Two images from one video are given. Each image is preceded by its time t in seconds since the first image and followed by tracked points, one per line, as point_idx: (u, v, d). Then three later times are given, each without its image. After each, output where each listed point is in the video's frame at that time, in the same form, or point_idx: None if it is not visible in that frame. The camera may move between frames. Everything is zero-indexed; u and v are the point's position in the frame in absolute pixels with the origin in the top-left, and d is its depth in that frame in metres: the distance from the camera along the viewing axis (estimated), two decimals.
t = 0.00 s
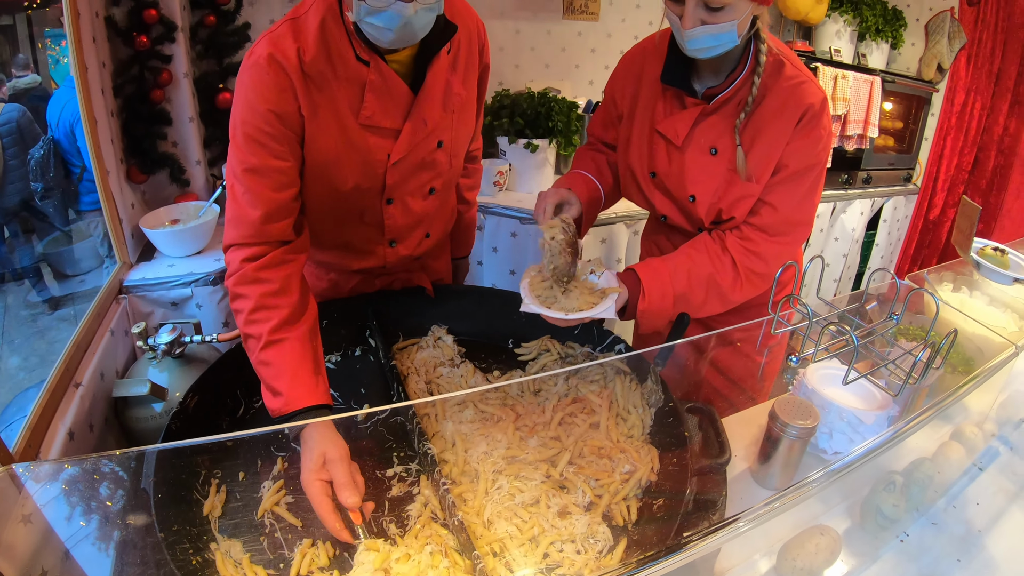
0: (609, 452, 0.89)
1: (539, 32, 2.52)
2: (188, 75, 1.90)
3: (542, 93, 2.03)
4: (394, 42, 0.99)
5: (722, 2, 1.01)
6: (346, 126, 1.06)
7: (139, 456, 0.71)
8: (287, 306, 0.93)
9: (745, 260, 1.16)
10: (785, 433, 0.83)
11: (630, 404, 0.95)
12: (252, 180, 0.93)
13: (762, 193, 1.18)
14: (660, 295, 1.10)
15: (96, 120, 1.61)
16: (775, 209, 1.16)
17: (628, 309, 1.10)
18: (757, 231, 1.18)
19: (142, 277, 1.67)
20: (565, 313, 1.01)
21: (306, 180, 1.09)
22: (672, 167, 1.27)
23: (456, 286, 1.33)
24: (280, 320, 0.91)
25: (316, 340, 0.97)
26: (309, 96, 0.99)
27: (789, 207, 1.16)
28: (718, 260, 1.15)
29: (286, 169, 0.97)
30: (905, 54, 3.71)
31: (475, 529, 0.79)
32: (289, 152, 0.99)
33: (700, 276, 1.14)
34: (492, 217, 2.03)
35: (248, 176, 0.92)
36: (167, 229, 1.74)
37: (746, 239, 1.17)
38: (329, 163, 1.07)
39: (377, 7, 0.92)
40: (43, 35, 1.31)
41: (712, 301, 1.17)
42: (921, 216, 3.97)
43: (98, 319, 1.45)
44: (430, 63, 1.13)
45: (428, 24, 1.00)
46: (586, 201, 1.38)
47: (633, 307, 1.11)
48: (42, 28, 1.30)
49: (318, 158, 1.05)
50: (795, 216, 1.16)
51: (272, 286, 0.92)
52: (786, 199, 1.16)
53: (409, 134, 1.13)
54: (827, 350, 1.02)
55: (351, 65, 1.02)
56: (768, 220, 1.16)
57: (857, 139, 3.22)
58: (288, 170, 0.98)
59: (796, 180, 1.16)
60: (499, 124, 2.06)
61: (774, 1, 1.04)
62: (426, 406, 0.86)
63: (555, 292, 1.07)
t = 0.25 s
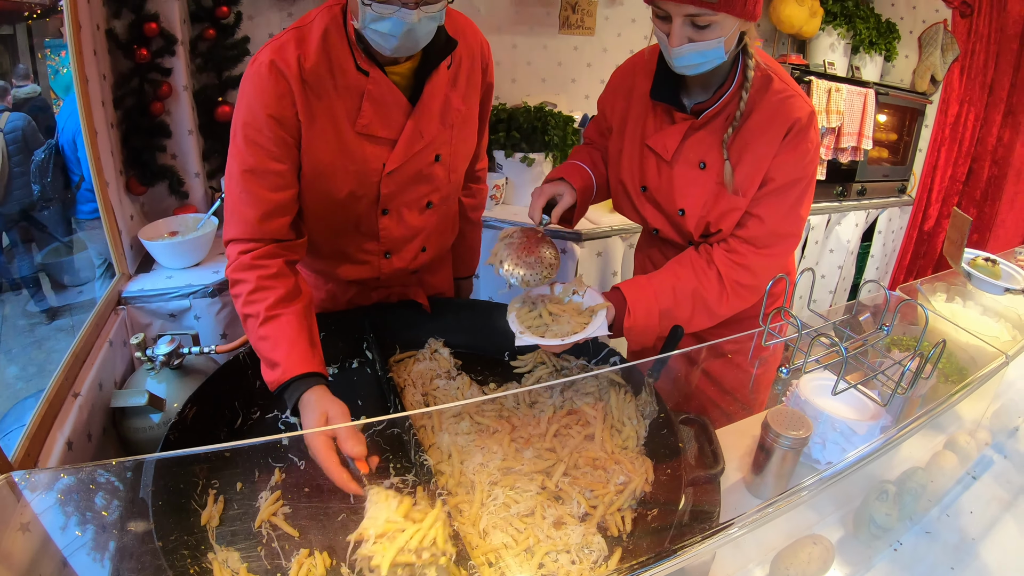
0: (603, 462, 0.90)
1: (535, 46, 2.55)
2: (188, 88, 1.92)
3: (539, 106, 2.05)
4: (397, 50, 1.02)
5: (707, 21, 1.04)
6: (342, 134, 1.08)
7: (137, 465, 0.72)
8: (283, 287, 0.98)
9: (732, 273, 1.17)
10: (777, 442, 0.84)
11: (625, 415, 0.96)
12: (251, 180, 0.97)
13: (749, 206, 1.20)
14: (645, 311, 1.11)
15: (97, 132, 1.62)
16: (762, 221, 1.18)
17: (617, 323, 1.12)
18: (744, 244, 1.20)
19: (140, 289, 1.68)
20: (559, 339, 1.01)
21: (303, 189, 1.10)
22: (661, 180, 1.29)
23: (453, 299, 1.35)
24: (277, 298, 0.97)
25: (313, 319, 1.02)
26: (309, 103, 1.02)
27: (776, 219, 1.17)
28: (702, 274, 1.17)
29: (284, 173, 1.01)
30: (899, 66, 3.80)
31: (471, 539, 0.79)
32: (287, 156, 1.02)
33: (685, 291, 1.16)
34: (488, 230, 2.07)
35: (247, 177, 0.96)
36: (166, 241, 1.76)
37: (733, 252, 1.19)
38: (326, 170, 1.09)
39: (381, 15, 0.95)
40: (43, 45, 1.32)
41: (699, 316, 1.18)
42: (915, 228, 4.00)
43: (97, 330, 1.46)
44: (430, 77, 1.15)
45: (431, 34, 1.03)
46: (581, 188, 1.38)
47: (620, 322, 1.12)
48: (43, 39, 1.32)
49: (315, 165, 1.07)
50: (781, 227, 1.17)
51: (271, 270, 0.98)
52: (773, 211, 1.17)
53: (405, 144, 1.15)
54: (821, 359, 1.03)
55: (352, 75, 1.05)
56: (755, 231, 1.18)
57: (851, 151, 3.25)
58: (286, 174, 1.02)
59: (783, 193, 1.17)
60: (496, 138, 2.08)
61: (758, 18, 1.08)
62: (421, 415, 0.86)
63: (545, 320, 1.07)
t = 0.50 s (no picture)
0: (599, 473, 0.90)
1: (532, 62, 2.59)
2: (188, 103, 1.95)
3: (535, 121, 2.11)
4: (402, 53, 1.06)
5: (697, 41, 1.09)
6: (338, 136, 1.13)
7: (135, 473, 0.73)
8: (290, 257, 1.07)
9: (712, 287, 1.18)
10: (772, 452, 0.87)
11: (621, 426, 0.96)
12: (255, 171, 1.05)
13: (731, 220, 1.22)
14: (627, 328, 1.13)
15: (99, 146, 1.64)
16: (742, 234, 1.19)
17: (602, 339, 1.12)
18: (725, 257, 1.20)
19: (140, 301, 1.70)
20: (552, 356, 1.03)
21: (303, 191, 1.14)
22: (650, 194, 1.32)
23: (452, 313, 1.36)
24: (285, 266, 1.05)
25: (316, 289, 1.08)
26: (309, 104, 1.07)
27: (756, 232, 1.18)
28: (683, 289, 1.18)
29: (285, 167, 1.08)
30: (892, 78, 3.73)
31: (467, 549, 0.80)
32: (289, 153, 1.08)
33: (666, 309, 1.16)
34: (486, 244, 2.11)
35: (252, 168, 1.05)
36: (167, 254, 1.77)
37: (714, 266, 1.20)
38: (322, 170, 1.13)
39: (385, 17, 1.00)
40: (43, 57, 1.32)
41: (682, 332, 1.18)
42: (911, 239, 4.03)
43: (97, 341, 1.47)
44: (428, 85, 1.18)
45: (434, 36, 1.08)
46: (577, 171, 1.38)
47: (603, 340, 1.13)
48: (43, 51, 1.32)
49: (314, 165, 1.12)
50: (762, 239, 1.18)
51: (276, 246, 1.07)
52: (754, 225, 1.19)
53: (398, 148, 1.17)
54: (814, 372, 1.04)
55: (350, 79, 1.10)
56: (736, 244, 1.19)
57: (846, 164, 3.28)
58: (287, 168, 1.08)
59: (766, 208, 1.18)
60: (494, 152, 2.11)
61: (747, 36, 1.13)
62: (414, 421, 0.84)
63: (534, 340, 1.08)
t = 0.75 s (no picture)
0: (595, 484, 0.90)
1: (528, 78, 2.63)
2: (188, 118, 1.97)
3: (532, 138, 2.15)
4: (402, 61, 1.10)
5: (689, 58, 1.12)
6: (337, 141, 1.17)
7: (135, 480, 0.75)
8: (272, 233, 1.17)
9: (702, 300, 1.18)
10: (766, 461, 0.87)
11: (616, 437, 0.96)
12: (250, 162, 1.13)
13: (721, 234, 1.23)
14: (617, 341, 1.12)
15: (99, 159, 1.66)
16: (732, 249, 1.20)
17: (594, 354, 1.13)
18: (716, 271, 1.21)
19: (139, 314, 1.70)
20: (547, 374, 1.03)
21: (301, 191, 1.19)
22: (642, 207, 1.34)
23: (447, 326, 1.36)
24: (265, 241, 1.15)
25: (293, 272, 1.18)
26: (309, 109, 1.12)
27: (745, 246, 1.19)
28: (673, 303, 1.19)
29: (279, 163, 1.14)
30: (885, 91, 3.83)
31: (465, 560, 0.80)
32: (286, 152, 1.14)
33: (657, 324, 1.16)
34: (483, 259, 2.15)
35: (248, 159, 1.13)
36: (166, 267, 1.78)
37: (704, 280, 1.21)
38: (318, 172, 1.17)
39: (387, 26, 1.04)
40: (43, 70, 1.32)
41: (673, 345, 1.18)
42: (906, 250, 4.05)
43: (95, 353, 1.47)
44: (429, 96, 1.21)
45: (433, 47, 1.11)
46: (571, 182, 1.40)
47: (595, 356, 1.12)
48: (43, 64, 1.32)
49: (310, 168, 1.16)
50: (750, 254, 1.19)
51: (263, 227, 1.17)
52: (742, 240, 1.20)
53: (395, 154, 1.19)
54: (806, 381, 1.04)
55: (352, 87, 1.15)
56: (726, 257, 1.20)
57: (840, 176, 3.31)
58: (281, 164, 1.15)
59: (756, 222, 1.20)
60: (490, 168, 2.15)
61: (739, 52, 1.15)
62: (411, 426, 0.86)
63: (527, 360, 1.09)
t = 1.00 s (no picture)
0: (592, 494, 0.91)
1: (524, 93, 2.66)
2: (187, 133, 1.99)
3: (527, 154, 2.22)
4: (390, 83, 1.13)
5: (679, 73, 1.15)
6: (333, 158, 1.19)
7: (136, 485, 0.75)
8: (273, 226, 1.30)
9: (697, 311, 1.20)
10: (761, 469, 0.88)
11: (613, 448, 0.97)
12: (251, 169, 1.22)
13: (715, 246, 1.25)
14: (613, 352, 1.13)
15: (99, 173, 1.67)
16: (726, 260, 1.22)
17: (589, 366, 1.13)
18: (711, 282, 1.22)
19: (138, 327, 1.71)
20: (543, 379, 1.05)
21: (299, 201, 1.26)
22: (636, 222, 1.36)
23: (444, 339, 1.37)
24: (266, 234, 1.28)
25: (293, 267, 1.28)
26: (304, 125, 1.16)
27: (739, 258, 1.21)
28: (668, 315, 1.20)
29: (277, 171, 1.23)
30: (879, 101, 3.86)
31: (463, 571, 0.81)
32: (283, 163, 1.22)
33: (651, 333, 1.17)
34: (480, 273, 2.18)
35: (248, 166, 1.22)
36: (165, 280, 1.78)
37: (699, 292, 1.22)
38: (313, 186, 1.22)
39: (378, 49, 1.07)
40: (42, 85, 1.32)
41: (669, 356, 1.19)
42: (901, 260, 4.08)
43: (94, 365, 1.48)
44: (423, 116, 1.22)
45: (424, 71, 1.14)
46: (570, 201, 1.42)
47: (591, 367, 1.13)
48: (42, 78, 1.32)
49: (305, 182, 1.21)
50: (744, 266, 1.21)
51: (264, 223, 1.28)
52: (736, 251, 1.22)
53: (386, 174, 1.21)
54: (800, 389, 1.04)
55: (348, 105, 1.18)
56: (720, 269, 1.21)
57: (835, 187, 3.34)
58: (279, 172, 1.23)
59: (748, 234, 1.22)
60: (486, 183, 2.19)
61: (730, 67, 1.17)
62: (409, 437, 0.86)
63: (523, 365, 1.10)
